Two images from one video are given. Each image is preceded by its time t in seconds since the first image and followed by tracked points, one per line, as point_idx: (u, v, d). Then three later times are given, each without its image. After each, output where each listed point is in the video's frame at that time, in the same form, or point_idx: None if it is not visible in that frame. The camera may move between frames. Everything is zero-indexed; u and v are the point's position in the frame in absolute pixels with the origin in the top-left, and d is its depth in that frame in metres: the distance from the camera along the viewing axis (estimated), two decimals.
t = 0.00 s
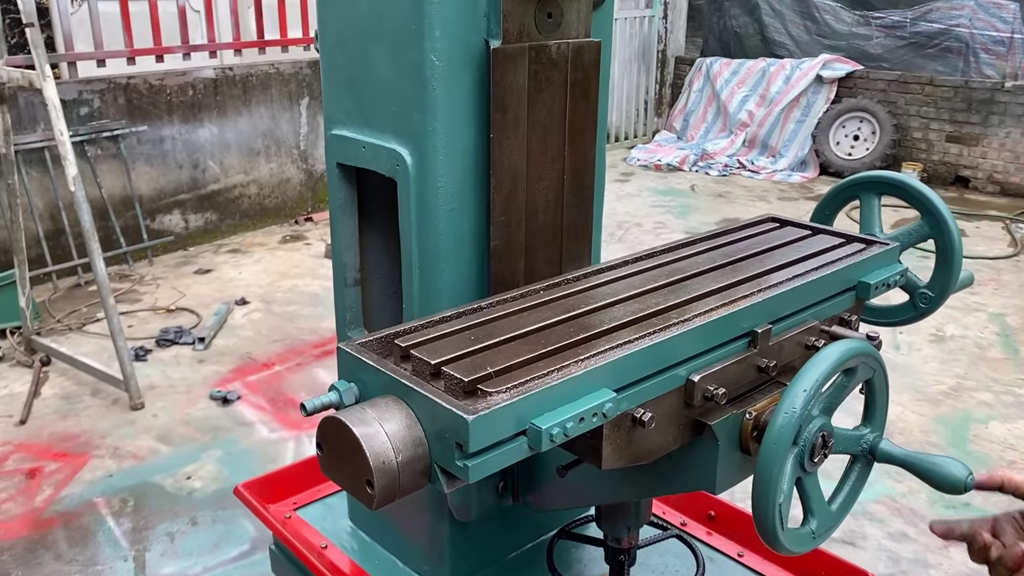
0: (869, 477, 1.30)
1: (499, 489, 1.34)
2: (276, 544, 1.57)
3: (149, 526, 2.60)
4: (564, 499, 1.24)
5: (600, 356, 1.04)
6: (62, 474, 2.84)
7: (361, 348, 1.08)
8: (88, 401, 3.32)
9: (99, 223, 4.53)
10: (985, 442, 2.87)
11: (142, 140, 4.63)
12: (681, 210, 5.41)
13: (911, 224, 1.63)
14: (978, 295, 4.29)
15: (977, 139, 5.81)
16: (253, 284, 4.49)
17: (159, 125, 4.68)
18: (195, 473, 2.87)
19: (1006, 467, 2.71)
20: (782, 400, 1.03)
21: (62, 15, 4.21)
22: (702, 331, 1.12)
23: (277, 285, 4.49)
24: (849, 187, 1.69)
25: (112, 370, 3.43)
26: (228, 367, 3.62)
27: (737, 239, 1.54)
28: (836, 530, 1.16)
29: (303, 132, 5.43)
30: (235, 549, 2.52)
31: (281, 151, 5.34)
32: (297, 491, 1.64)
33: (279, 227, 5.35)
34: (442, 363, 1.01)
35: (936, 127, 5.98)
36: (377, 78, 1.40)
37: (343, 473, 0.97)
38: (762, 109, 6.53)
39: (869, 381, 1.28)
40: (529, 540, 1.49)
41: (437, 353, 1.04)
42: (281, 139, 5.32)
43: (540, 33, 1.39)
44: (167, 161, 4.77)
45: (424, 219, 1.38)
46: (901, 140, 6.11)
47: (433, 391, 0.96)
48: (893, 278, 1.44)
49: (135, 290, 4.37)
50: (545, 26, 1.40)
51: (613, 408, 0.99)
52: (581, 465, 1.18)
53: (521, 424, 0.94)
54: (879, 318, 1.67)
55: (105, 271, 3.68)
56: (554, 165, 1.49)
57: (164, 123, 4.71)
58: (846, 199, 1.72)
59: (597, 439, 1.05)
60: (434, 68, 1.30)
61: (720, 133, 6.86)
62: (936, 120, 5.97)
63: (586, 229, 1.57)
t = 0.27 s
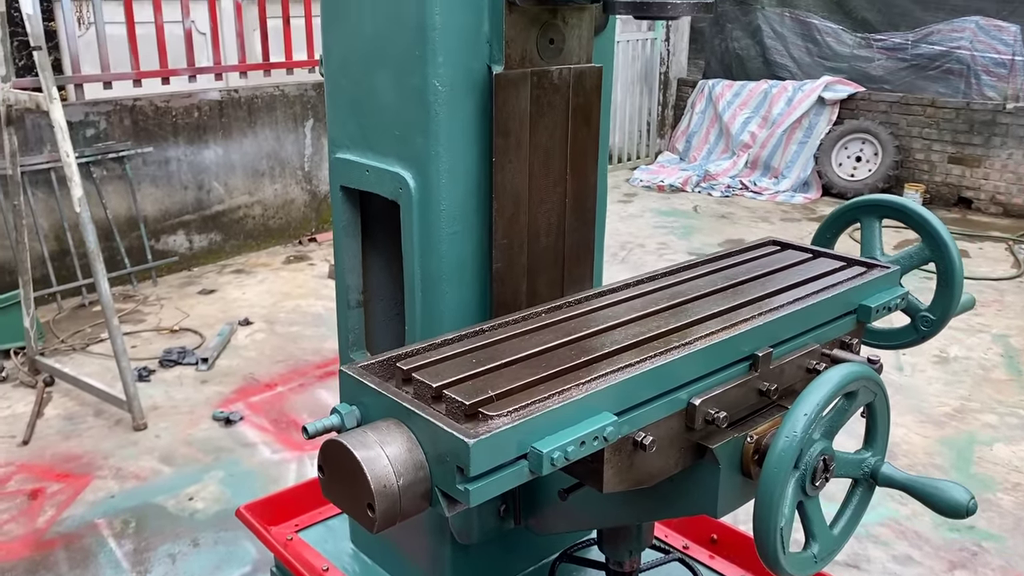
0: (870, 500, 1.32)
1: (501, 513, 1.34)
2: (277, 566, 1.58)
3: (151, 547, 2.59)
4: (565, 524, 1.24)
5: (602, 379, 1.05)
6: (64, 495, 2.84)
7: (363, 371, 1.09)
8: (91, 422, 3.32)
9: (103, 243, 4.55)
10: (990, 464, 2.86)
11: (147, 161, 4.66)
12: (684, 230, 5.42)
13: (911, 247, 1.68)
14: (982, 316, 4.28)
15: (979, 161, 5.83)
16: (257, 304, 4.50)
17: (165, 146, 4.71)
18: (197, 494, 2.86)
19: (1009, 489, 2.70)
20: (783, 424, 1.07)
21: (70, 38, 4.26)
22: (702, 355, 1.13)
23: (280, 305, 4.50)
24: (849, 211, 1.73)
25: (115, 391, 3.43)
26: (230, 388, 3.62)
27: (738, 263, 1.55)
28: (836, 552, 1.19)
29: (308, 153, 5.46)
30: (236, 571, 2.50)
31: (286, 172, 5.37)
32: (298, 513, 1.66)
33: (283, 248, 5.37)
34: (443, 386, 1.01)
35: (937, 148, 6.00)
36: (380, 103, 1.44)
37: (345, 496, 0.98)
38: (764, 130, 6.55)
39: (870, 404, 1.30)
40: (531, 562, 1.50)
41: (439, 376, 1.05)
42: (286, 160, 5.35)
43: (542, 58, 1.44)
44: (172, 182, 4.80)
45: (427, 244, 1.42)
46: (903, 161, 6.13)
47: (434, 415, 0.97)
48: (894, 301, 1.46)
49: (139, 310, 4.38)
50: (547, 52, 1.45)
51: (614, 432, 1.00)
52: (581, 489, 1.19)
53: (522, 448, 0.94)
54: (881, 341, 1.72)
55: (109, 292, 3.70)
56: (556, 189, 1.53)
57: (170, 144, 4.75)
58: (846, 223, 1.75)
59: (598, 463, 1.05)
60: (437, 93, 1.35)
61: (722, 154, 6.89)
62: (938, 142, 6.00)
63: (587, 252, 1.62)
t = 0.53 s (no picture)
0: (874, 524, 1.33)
1: (505, 535, 1.36)
2: None
3: (154, 569, 2.58)
4: (570, 547, 1.25)
5: (606, 403, 1.05)
6: (67, 516, 2.84)
7: (368, 395, 1.09)
8: (95, 443, 3.32)
9: (109, 264, 4.58)
10: (997, 486, 2.84)
11: (154, 182, 4.70)
12: (688, 251, 5.44)
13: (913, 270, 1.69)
14: (987, 338, 4.27)
15: (983, 182, 5.85)
16: (262, 325, 4.51)
17: (171, 168, 4.75)
18: (200, 515, 2.85)
19: (1016, 512, 2.68)
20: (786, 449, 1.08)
21: (79, 61, 4.30)
22: (706, 379, 1.13)
23: (285, 325, 4.52)
24: (851, 234, 1.75)
25: (119, 412, 3.43)
26: (235, 409, 3.62)
27: (741, 286, 1.56)
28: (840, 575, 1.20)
29: (313, 175, 5.50)
30: None
31: (291, 194, 5.40)
32: (302, 536, 1.71)
33: (288, 269, 5.39)
34: (447, 410, 1.02)
35: (941, 170, 6.02)
36: (386, 129, 1.46)
37: (349, 520, 0.98)
38: (767, 152, 6.57)
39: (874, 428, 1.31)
40: None
41: (443, 400, 1.06)
42: (292, 182, 5.39)
43: (546, 84, 1.47)
44: (178, 203, 4.84)
45: (431, 267, 1.44)
46: (906, 183, 6.15)
47: (439, 439, 0.97)
48: (897, 324, 1.47)
49: (144, 331, 4.39)
50: (551, 77, 1.48)
51: (618, 456, 1.00)
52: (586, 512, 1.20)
53: (526, 472, 0.95)
54: (886, 365, 1.73)
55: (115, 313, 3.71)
56: (560, 213, 1.55)
57: (176, 166, 4.78)
58: (848, 246, 1.77)
59: (602, 487, 1.06)
60: (443, 119, 1.37)
61: (726, 176, 6.91)
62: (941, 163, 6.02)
63: (590, 274, 1.64)
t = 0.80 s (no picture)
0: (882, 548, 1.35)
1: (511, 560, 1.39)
2: None
3: None
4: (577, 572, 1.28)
5: (613, 428, 1.06)
6: (73, 538, 2.84)
7: (376, 420, 1.10)
8: (101, 464, 3.32)
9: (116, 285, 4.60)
10: (1005, 509, 2.82)
11: (162, 204, 4.74)
12: (693, 272, 5.44)
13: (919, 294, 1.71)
14: (995, 359, 4.25)
15: (988, 204, 5.86)
16: (267, 346, 4.53)
17: (179, 190, 4.79)
18: (205, 537, 2.85)
19: None
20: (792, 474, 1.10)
21: (89, 84, 4.36)
22: (712, 405, 1.14)
23: (291, 346, 4.53)
24: (855, 258, 1.76)
25: (125, 433, 3.44)
26: (240, 430, 3.62)
27: (746, 310, 1.56)
28: None
29: (320, 196, 5.54)
30: None
31: (298, 216, 5.44)
32: (308, 559, 1.82)
33: (294, 289, 5.41)
34: (455, 435, 1.02)
35: (945, 192, 6.04)
36: (393, 154, 1.50)
37: (357, 545, 0.99)
38: (772, 173, 6.60)
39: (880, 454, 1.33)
40: None
41: (450, 425, 1.06)
42: (299, 203, 5.42)
43: (552, 111, 1.51)
44: (185, 225, 4.87)
45: (438, 290, 1.47)
46: (911, 204, 6.16)
47: (446, 464, 0.98)
48: (902, 349, 1.47)
49: (150, 352, 4.41)
50: (557, 104, 1.52)
51: (625, 481, 1.01)
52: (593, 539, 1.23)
53: (534, 497, 0.95)
54: (893, 389, 1.75)
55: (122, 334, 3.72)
56: (566, 237, 1.58)
57: (184, 188, 4.83)
58: (853, 270, 1.79)
59: (610, 512, 1.06)
60: (450, 144, 1.40)
61: (731, 197, 6.92)
62: (946, 185, 6.04)
63: (596, 298, 1.66)
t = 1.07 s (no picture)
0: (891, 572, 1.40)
1: None
2: None
3: None
4: None
5: (623, 455, 1.08)
6: (79, 560, 2.84)
7: (388, 447, 1.13)
8: (108, 485, 3.33)
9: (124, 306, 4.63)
10: (1015, 533, 2.80)
11: (170, 225, 4.77)
12: (699, 293, 5.44)
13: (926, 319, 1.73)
14: (1003, 381, 4.23)
15: (994, 224, 5.86)
16: (274, 367, 4.54)
17: (187, 212, 4.82)
18: (212, 559, 2.85)
19: None
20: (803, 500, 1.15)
21: (99, 107, 4.41)
22: (720, 432, 1.16)
23: (298, 367, 4.54)
24: (862, 283, 1.79)
25: (133, 454, 3.44)
26: (247, 452, 3.62)
27: (755, 335, 1.58)
28: None
29: (327, 217, 5.56)
30: None
31: (305, 237, 5.46)
32: None
33: (301, 310, 5.42)
34: (467, 462, 1.05)
35: (951, 213, 6.05)
36: (407, 183, 1.59)
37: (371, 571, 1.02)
38: (777, 194, 6.61)
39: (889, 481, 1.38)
40: None
41: (462, 452, 1.09)
42: (306, 224, 5.45)
43: (561, 138, 1.61)
44: (193, 246, 4.90)
45: (450, 314, 1.56)
46: (917, 225, 6.16)
47: (458, 491, 1.01)
48: (911, 374, 1.48)
49: (158, 373, 4.42)
50: (567, 131, 1.62)
51: (636, 508, 1.03)
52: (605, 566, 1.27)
53: (545, 524, 0.97)
54: (901, 413, 1.76)
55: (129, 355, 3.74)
56: (575, 261, 1.67)
57: (192, 210, 4.86)
58: (860, 295, 1.81)
59: (621, 538, 1.08)
60: (461, 172, 1.50)
61: (737, 218, 6.94)
62: (952, 206, 6.04)
63: (604, 322, 1.75)
